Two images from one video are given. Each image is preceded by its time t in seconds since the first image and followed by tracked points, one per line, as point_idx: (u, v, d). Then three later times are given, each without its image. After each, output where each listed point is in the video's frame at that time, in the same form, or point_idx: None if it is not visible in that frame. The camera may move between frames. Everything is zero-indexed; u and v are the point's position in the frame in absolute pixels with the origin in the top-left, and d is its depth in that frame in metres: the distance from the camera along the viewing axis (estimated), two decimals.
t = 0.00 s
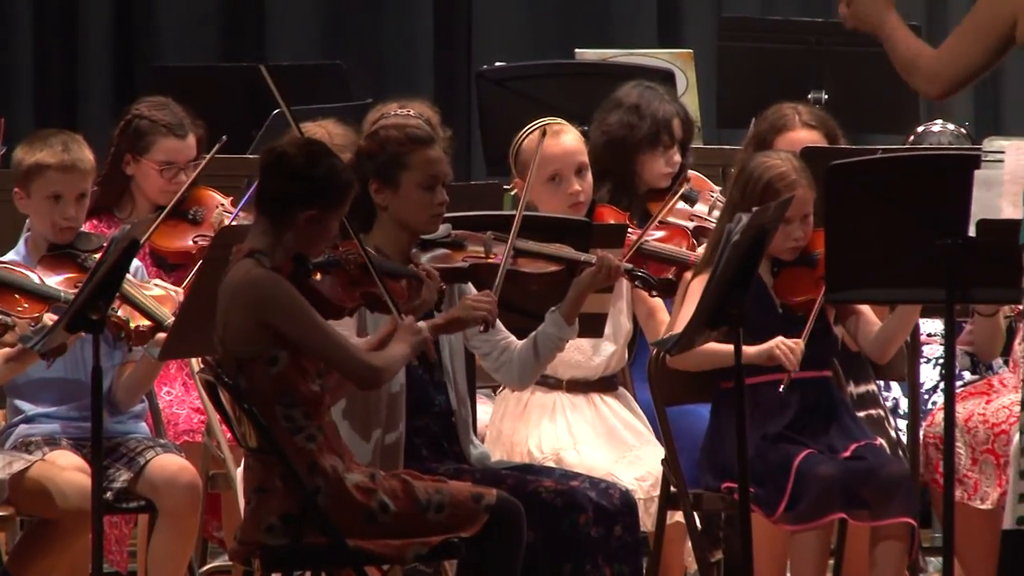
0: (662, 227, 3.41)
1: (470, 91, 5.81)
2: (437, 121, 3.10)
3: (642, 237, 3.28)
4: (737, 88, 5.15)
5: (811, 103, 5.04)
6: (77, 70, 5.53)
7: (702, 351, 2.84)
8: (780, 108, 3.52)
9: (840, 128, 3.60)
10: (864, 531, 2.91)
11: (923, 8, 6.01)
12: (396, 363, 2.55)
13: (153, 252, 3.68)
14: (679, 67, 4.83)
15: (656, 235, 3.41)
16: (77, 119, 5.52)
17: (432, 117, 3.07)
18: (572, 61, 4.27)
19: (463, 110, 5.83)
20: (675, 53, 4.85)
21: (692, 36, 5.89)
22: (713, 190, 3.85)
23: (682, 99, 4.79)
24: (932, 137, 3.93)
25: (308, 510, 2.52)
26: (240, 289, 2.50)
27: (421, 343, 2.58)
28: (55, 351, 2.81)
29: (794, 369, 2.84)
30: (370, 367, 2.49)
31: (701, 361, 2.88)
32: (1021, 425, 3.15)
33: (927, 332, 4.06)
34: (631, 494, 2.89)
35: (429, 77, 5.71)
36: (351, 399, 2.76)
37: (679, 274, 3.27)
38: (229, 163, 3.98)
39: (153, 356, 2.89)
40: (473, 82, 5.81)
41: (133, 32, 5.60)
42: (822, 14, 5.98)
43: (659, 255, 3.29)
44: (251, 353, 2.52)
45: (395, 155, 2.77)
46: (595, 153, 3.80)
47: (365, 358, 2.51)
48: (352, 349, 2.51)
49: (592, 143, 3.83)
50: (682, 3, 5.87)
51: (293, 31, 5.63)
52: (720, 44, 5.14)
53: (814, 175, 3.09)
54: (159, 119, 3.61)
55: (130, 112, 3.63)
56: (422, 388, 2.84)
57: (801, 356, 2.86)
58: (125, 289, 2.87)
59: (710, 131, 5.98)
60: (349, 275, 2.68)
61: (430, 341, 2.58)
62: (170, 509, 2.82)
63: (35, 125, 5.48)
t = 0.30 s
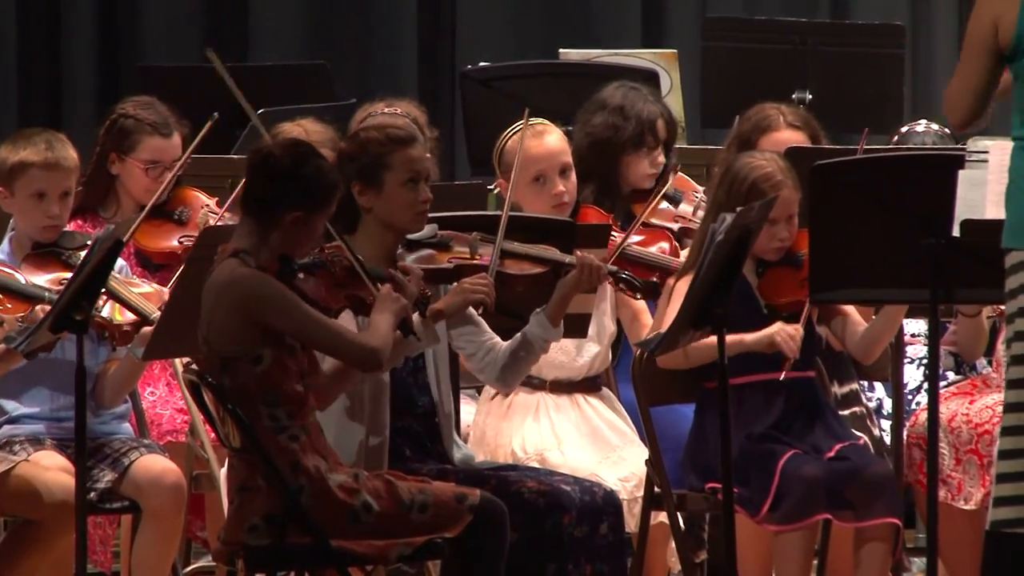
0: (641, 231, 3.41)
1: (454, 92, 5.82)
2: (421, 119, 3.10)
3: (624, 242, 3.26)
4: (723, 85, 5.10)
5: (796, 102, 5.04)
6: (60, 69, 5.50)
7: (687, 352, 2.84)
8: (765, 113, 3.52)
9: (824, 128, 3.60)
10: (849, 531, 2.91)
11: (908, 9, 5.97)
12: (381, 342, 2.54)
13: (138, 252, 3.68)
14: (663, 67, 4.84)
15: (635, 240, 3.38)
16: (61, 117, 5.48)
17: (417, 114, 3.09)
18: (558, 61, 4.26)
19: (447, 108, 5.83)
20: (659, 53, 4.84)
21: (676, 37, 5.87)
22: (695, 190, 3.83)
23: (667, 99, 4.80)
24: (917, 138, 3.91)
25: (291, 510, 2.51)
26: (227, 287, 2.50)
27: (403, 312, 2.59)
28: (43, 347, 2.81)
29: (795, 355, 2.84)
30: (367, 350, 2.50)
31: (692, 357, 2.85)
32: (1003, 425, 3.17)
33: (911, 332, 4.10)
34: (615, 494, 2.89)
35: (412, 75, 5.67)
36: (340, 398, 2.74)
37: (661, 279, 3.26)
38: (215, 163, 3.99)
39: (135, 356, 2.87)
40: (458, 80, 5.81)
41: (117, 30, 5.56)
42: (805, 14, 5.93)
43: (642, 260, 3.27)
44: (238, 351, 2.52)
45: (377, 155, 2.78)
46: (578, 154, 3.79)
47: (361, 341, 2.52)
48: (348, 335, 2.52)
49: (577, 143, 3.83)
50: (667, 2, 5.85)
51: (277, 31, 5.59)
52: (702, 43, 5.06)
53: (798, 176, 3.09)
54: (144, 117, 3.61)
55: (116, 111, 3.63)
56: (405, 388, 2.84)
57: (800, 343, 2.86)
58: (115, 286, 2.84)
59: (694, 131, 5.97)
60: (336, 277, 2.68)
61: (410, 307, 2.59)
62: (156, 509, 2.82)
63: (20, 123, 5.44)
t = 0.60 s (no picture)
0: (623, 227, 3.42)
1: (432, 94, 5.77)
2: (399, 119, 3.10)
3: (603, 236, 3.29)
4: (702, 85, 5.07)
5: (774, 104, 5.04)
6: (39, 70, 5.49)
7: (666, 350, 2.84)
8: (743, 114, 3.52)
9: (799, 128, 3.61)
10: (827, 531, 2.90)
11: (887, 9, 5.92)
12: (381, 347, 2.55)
13: (118, 253, 3.68)
14: (641, 68, 4.83)
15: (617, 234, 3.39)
16: (40, 119, 5.46)
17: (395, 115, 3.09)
18: (538, 61, 4.27)
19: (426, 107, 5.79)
20: (637, 53, 4.85)
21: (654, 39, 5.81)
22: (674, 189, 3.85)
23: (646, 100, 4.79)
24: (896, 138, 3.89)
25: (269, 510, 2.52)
26: (204, 289, 2.50)
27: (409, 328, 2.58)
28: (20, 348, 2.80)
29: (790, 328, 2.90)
30: (339, 354, 2.49)
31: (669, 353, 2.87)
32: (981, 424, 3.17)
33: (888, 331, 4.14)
34: (593, 494, 2.89)
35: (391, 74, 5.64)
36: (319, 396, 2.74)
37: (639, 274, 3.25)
38: (195, 162, 3.96)
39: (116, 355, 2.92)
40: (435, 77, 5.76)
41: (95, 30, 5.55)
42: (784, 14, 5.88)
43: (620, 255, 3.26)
44: (215, 353, 2.53)
45: (356, 155, 2.78)
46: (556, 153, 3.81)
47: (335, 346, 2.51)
48: (321, 338, 2.51)
49: (555, 143, 3.83)
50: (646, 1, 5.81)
51: (259, 29, 5.57)
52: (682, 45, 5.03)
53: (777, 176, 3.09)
54: (125, 116, 3.67)
55: (97, 111, 3.68)
56: (382, 388, 2.83)
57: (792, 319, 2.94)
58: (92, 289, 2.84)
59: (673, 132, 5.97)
60: (314, 275, 2.68)
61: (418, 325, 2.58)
62: (134, 509, 2.82)
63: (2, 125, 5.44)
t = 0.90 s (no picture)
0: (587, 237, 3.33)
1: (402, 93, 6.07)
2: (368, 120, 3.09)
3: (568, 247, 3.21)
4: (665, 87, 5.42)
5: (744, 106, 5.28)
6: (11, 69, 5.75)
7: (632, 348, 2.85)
8: (710, 116, 3.52)
9: (767, 127, 3.61)
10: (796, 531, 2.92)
11: (856, 9, 6.17)
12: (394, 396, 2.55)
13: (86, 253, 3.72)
14: (610, 67, 4.99)
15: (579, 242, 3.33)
16: (8, 115, 5.74)
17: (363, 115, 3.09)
18: (503, 61, 4.36)
19: (395, 111, 6.08)
20: (606, 54, 5.00)
21: (624, 40, 6.09)
22: (642, 190, 3.98)
23: (614, 100, 4.96)
24: (866, 138, 3.92)
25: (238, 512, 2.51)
26: (168, 296, 2.51)
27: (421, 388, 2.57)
28: None
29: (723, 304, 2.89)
30: (302, 374, 2.49)
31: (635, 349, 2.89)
32: (950, 425, 3.22)
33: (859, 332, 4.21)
34: (562, 494, 2.90)
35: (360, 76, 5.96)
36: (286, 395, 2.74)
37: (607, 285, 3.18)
38: (162, 163, 4.03)
39: (85, 355, 2.92)
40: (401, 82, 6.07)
41: (63, 42, 5.86)
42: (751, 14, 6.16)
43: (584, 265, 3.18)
44: (181, 357, 2.52)
45: (326, 156, 2.78)
46: (523, 153, 3.78)
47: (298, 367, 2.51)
48: (282, 357, 2.51)
49: (523, 142, 3.82)
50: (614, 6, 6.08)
51: (225, 42, 5.89)
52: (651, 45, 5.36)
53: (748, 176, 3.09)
54: (93, 118, 3.70)
55: (66, 111, 3.71)
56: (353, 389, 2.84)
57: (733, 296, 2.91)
58: (60, 291, 2.84)
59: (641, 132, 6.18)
60: (279, 271, 2.66)
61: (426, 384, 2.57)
62: (102, 510, 2.83)
63: None
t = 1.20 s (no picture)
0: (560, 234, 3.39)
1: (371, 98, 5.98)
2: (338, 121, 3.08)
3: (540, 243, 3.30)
4: (640, 86, 5.30)
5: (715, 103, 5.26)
6: None
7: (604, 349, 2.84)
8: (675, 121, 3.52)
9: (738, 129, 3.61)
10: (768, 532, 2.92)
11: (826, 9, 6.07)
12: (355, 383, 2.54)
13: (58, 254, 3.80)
14: (581, 68, 5.01)
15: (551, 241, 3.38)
16: None
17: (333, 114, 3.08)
18: (472, 61, 4.36)
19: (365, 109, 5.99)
20: (577, 55, 5.02)
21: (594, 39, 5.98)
22: (614, 191, 4.02)
23: (585, 99, 4.95)
24: (838, 139, 3.96)
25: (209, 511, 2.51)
26: (139, 294, 2.50)
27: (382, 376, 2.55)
28: None
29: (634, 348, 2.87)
30: (270, 368, 2.49)
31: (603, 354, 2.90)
32: (921, 425, 3.24)
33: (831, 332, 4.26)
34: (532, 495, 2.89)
35: (329, 74, 5.86)
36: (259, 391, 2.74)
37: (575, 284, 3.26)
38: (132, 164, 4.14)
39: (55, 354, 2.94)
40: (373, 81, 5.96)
41: (35, 42, 5.77)
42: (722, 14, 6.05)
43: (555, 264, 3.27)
44: (152, 355, 2.51)
45: (296, 156, 2.78)
46: (497, 153, 3.81)
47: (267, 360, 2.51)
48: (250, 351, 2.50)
49: (497, 142, 3.82)
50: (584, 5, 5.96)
51: (195, 40, 5.77)
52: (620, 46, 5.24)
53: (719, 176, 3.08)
54: (65, 119, 3.74)
55: (37, 113, 3.76)
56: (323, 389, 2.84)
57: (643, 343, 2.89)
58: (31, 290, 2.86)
59: (610, 130, 6.09)
60: (247, 273, 2.67)
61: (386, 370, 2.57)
62: (74, 510, 2.85)
63: None
